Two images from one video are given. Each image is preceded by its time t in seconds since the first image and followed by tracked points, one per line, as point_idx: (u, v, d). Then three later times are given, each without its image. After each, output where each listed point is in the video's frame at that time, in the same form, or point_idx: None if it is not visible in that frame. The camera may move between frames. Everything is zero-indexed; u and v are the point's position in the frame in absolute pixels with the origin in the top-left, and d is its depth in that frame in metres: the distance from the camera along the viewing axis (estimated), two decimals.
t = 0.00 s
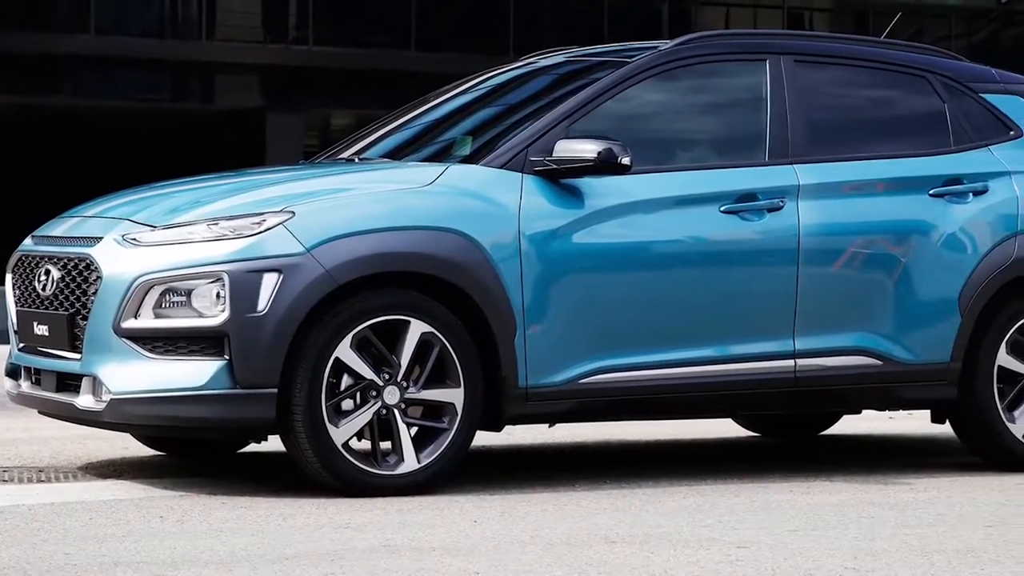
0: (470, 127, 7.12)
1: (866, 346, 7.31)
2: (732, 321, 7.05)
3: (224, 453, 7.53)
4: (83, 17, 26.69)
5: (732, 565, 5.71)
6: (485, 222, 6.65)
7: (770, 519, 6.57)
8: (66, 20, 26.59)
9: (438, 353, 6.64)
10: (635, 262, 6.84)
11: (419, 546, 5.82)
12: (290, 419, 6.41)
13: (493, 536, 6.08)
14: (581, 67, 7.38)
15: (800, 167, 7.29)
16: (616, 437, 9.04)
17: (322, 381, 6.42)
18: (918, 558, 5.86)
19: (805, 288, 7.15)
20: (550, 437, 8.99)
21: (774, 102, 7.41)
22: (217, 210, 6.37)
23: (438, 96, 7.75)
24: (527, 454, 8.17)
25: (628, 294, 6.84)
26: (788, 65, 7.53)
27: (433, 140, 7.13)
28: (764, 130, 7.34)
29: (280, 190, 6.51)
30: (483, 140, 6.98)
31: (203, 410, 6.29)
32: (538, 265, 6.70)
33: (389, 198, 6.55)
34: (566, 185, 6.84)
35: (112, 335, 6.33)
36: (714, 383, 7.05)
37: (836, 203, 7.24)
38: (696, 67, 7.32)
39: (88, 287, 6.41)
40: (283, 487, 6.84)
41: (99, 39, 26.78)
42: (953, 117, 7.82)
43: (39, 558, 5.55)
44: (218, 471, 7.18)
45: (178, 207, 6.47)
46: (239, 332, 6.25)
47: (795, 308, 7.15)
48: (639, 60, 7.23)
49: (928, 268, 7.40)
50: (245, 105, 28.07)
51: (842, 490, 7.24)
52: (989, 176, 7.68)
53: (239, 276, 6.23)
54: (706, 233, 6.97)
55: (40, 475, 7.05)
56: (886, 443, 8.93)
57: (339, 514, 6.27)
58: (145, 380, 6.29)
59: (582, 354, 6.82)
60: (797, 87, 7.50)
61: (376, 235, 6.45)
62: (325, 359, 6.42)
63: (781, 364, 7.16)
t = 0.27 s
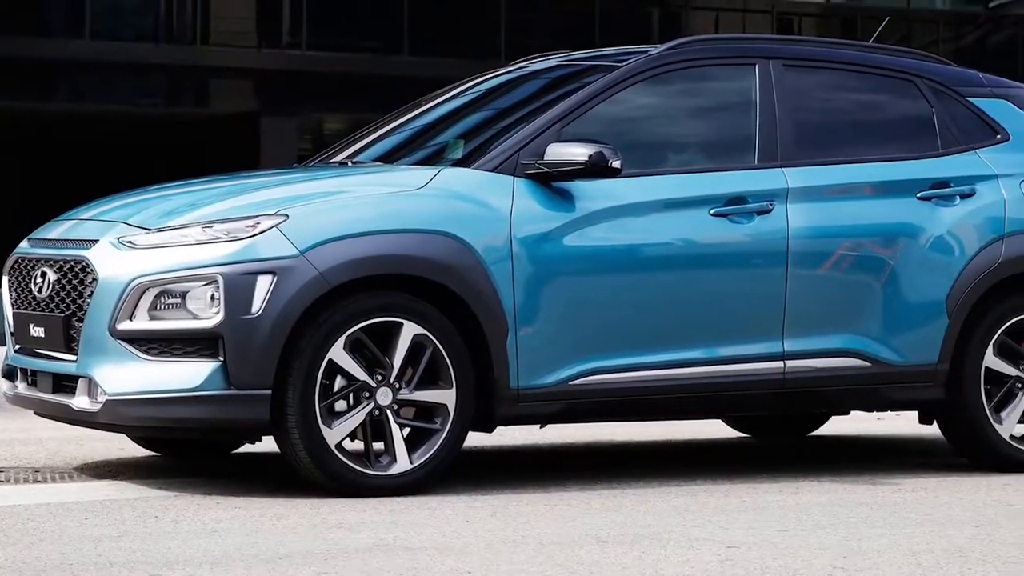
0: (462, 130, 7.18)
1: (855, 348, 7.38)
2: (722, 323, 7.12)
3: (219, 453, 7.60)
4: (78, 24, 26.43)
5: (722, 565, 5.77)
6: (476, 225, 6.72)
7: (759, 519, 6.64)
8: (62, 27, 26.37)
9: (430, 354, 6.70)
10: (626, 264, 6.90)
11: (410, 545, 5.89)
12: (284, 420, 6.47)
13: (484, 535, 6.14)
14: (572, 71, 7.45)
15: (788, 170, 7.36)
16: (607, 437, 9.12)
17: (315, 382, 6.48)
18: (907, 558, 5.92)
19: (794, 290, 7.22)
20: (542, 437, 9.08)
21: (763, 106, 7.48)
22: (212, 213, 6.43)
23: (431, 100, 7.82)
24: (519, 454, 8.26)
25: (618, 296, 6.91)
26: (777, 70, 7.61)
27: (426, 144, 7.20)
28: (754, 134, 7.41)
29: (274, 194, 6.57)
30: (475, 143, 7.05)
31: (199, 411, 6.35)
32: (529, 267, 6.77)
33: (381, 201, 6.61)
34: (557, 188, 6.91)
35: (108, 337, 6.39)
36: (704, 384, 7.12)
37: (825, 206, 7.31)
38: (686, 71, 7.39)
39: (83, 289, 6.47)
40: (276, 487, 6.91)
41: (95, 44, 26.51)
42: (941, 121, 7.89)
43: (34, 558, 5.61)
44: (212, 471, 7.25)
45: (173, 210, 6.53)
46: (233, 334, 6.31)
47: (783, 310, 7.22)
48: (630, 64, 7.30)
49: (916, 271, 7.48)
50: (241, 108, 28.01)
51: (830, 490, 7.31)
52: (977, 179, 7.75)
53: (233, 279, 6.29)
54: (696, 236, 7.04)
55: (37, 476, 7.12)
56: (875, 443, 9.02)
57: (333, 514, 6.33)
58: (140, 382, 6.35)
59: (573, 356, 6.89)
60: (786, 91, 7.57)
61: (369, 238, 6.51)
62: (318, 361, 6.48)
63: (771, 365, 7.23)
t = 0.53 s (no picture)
0: (454, 134, 7.25)
1: (843, 350, 7.45)
2: (710, 327, 7.19)
3: (213, 454, 7.67)
4: (74, 24, 25.24)
5: (712, 565, 5.84)
6: (469, 228, 6.78)
7: (748, 519, 6.72)
8: (56, 29, 25.18)
9: (422, 356, 6.77)
10: (616, 267, 6.97)
11: (402, 545, 5.95)
12: (278, 421, 6.53)
13: (475, 535, 6.21)
14: (563, 75, 7.52)
15: (777, 173, 7.43)
16: (599, 438, 9.20)
17: (309, 383, 6.54)
18: (895, 558, 5.99)
19: (783, 292, 7.29)
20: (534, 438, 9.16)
21: (753, 110, 7.56)
22: (206, 216, 6.50)
23: (423, 104, 7.89)
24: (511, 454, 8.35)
25: (609, 299, 6.98)
26: (765, 74, 7.68)
27: (418, 147, 7.27)
28: (743, 137, 7.48)
29: (268, 197, 6.63)
30: (467, 147, 7.11)
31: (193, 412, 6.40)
32: (521, 269, 6.83)
33: (373, 204, 6.67)
34: (548, 191, 6.97)
35: (103, 339, 6.45)
36: (693, 386, 7.19)
37: (813, 209, 7.39)
38: (675, 76, 7.46)
39: (79, 292, 6.53)
40: (270, 487, 6.98)
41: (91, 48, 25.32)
42: (928, 124, 7.97)
43: (31, 557, 5.67)
44: (206, 471, 7.31)
45: (167, 213, 6.59)
46: (227, 335, 6.37)
47: (772, 311, 7.29)
48: (620, 69, 7.37)
49: (904, 274, 7.55)
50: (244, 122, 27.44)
51: (819, 490, 7.39)
52: (964, 182, 7.82)
53: (227, 281, 6.35)
54: (686, 238, 7.10)
55: (33, 476, 7.18)
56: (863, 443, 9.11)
57: (326, 514, 6.39)
58: (136, 383, 6.41)
59: (563, 358, 6.95)
60: (774, 95, 7.65)
61: (361, 241, 6.58)
62: (311, 362, 6.54)
63: (759, 367, 7.30)
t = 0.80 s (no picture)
0: (446, 138, 7.32)
1: (831, 351, 7.53)
2: (699, 329, 7.26)
3: (207, 455, 7.73)
4: (68, 29, 25.24)
5: (702, 564, 5.91)
6: (461, 232, 6.85)
7: (737, 518, 6.79)
8: (52, 34, 25.18)
9: (415, 357, 6.83)
10: (607, 269, 7.04)
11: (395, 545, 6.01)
12: (273, 422, 6.59)
13: (467, 535, 6.27)
14: (554, 80, 7.60)
15: (766, 177, 7.50)
16: (588, 439, 9.27)
17: (302, 384, 6.60)
18: (882, 557, 6.06)
19: (771, 294, 7.36)
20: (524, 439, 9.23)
21: (741, 114, 7.63)
22: (201, 219, 6.56)
23: (415, 108, 7.96)
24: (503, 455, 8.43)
25: (599, 300, 7.04)
26: (754, 79, 7.76)
27: (410, 151, 7.34)
28: (732, 141, 7.56)
29: (262, 200, 6.70)
30: (459, 151, 7.18)
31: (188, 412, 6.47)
32: (512, 272, 6.90)
33: (365, 208, 6.73)
34: (539, 194, 7.04)
35: (99, 341, 6.51)
36: (683, 387, 7.26)
37: (802, 212, 7.46)
38: (665, 80, 7.54)
39: (75, 294, 6.60)
40: (264, 488, 7.04)
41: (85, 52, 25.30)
42: (915, 128, 8.05)
43: (28, 557, 5.73)
44: (200, 472, 7.37)
45: (162, 216, 6.65)
46: (222, 337, 6.43)
47: (761, 313, 7.36)
48: (610, 73, 7.44)
49: (892, 276, 7.63)
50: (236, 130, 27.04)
51: (807, 490, 7.47)
52: (951, 186, 7.90)
53: (221, 283, 6.41)
54: (676, 240, 7.17)
55: (28, 477, 7.24)
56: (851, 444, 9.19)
57: (319, 514, 6.46)
58: (131, 384, 6.47)
59: (554, 359, 7.02)
60: (763, 99, 7.72)
61: (354, 243, 6.64)
62: (305, 363, 6.60)
63: (748, 368, 7.38)
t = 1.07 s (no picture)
0: (439, 141, 7.39)
1: (820, 352, 7.60)
2: (688, 330, 7.33)
3: (201, 456, 7.79)
4: (63, 32, 25.00)
5: (692, 564, 5.98)
6: (453, 234, 6.91)
7: (727, 518, 6.86)
8: (48, 39, 24.94)
9: (407, 359, 6.90)
10: (597, 271, 7.11)
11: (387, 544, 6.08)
12: (266, 422, 6.65)
13: (458, 535, 6.34)
14: (545, 84, 7.67)
15: (756, 180, 7.57)
16: (580, 440, 9.34)
17: (296, 385, 6.67)
18: (871, 558, 6.13)
19: (761, 296, 7.44)
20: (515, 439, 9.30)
21: (730, 117, 7.71)
22: (195, 221, 6.62)
23: (407, 112, 8.03)
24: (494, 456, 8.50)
25: (590, 302, 7.11)
26: (742, 82, 7.84)
27: (403, 154, 7.40)
28: (722, 145, 7.63)
29: (255, 202, 6.76)
30: (451, 154, 7.25)
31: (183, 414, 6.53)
32: (504, 274, 6.97)
33: (358, 210, 6.80)
34: (530, 197, 7.11)
35: (94, 343, 6.57)
36: (673, 388, 7.33)
37: (791, 215, 7.53)
38: (655, 84, 7.61)
39: (70, 296, 6.66)
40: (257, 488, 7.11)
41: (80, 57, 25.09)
42: (902, 132, 8.13)
43: (25, 557, 5.78)
44: (195, 472, 7.44)
45: (157, 219, 6.72)
46: (216, 339, 6.50)
47: (750, 315, 7.43)
48: (600, 77, 7.52)
49: (880, 278, 7.70)
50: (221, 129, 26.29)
51: (796, 490, 7.54)
52: (939, 189, 7.98)
53: (215, 286, 6.48)
54: (666, 243, 7.25)
55: (24, 477, 7.30)
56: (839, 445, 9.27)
57: (312, 514, 6.52)
58: (126, 385, 6.53)
59: (546, 359, 7.09)
60: (752, 103, 7.80)
61: (347, 246, 6.71)
62: (298, 364, 6.67)
63: (738, 369, 7.45)
